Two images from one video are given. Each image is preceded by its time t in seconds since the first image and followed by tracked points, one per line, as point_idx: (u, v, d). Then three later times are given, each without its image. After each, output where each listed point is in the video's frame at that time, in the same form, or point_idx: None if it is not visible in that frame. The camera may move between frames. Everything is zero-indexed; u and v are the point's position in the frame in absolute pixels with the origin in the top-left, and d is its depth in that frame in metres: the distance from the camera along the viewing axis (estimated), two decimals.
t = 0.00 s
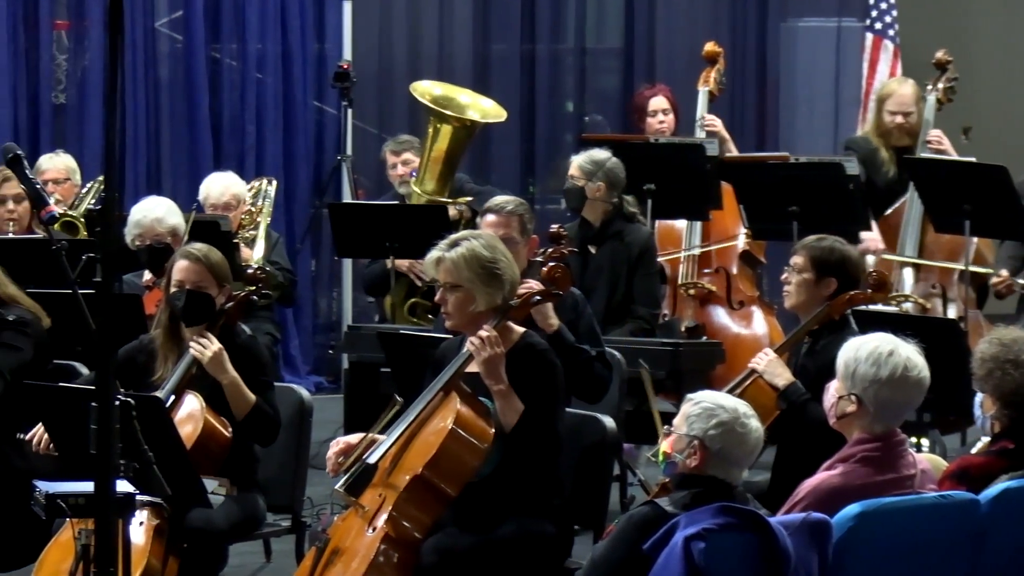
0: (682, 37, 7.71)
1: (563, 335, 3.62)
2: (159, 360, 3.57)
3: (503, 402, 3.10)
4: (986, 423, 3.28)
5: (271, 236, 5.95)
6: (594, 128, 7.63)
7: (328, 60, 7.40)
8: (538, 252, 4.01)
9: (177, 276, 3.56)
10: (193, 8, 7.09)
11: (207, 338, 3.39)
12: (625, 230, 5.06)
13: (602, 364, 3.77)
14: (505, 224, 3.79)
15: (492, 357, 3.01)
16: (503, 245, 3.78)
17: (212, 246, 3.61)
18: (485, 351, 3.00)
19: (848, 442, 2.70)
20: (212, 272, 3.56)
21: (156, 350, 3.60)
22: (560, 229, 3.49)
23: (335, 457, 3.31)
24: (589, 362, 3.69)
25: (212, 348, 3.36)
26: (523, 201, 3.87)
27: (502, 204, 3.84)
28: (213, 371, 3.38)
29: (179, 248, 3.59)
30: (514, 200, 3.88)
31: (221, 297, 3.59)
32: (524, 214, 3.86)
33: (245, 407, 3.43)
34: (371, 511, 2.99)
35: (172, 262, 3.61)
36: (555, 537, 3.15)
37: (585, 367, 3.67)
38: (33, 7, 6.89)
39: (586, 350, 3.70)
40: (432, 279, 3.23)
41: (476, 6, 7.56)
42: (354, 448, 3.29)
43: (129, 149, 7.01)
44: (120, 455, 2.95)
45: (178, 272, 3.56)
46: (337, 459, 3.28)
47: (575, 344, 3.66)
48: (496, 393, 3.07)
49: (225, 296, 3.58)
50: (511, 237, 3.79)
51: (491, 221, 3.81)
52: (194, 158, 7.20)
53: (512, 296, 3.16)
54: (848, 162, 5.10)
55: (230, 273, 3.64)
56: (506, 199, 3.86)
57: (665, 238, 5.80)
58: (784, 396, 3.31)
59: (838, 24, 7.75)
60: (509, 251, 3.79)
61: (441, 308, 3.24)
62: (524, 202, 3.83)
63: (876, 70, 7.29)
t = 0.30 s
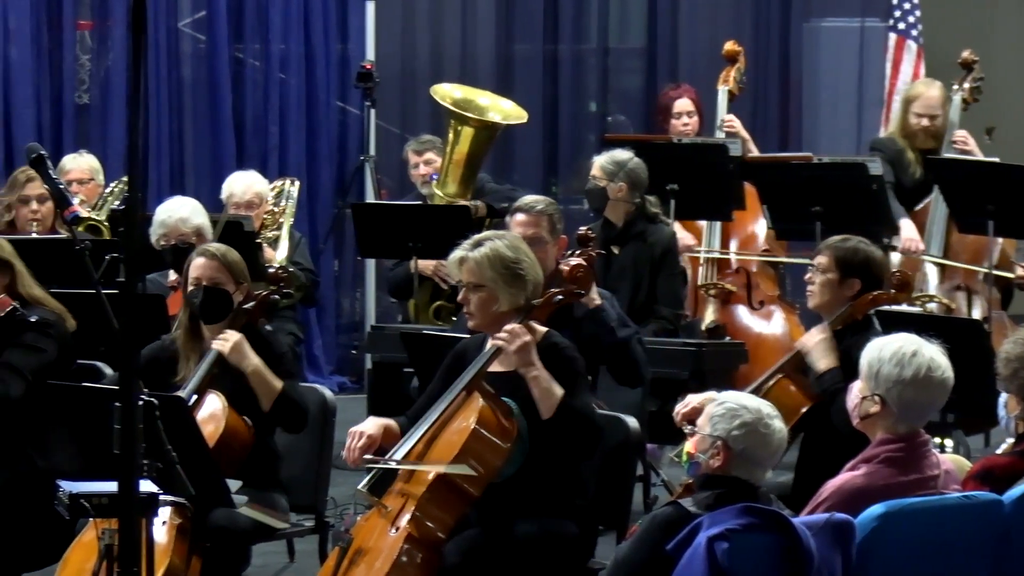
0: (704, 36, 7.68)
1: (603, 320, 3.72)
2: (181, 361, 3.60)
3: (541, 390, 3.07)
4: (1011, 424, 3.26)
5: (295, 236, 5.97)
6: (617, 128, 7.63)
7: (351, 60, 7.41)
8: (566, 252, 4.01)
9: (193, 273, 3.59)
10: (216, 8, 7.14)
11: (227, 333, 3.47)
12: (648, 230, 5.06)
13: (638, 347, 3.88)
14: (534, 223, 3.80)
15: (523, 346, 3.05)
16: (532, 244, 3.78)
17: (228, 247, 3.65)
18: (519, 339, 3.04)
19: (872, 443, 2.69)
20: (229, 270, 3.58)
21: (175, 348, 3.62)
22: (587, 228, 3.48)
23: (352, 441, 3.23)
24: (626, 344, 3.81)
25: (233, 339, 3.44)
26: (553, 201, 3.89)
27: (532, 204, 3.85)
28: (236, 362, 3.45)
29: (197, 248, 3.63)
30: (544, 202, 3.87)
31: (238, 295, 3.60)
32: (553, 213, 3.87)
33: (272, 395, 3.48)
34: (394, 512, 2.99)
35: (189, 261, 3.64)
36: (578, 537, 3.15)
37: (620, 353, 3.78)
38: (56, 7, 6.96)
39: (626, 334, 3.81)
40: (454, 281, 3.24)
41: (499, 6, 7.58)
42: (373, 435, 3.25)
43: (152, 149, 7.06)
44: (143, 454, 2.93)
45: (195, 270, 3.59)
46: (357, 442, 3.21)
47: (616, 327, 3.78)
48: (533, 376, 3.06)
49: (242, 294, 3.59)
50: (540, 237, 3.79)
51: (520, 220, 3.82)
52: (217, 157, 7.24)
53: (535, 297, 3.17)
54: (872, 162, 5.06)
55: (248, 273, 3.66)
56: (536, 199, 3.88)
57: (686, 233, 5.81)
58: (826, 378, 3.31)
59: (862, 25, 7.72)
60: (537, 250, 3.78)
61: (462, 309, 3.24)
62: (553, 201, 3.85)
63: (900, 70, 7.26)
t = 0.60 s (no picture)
0: (733, 35, 7.64)
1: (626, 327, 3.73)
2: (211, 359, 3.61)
3: (578, 384, 3.07)
4: None
5: (324, 236, 6.00)
6: (646, 128, 7.62)
7: (380, 60, 7.45)
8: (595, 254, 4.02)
9: (229, 274, 3.61)
10: (244, 8, 7.19)
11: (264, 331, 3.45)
12: (676, 231, 5.06)
13: (666, 352, 3.86)
14: (564, 227, 3.80)
15: (556, 344, 3.02)
16: (561, 247, 3.80)
17: (263, 247, 3.66)
18: (553, 337, 3.01)
19: (901, 443, 2.68)
20: (263, 272, 3.61)
21: (206, 347, 3.64)
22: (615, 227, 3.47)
23: (380, 431, 3.22)
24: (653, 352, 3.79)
25: (270, 342, 3.42)
26: (584, 204, 3.88)
27: (562, 206, 3.85)
28: (269, 365, 3.43)
29: (232, 248, 3.65)
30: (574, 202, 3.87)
31: (272, 296, 3.63)
32: (584, 217, 3.86)
33: (301, 400, 3.47)
34: (423, 512, 3.00)
35: (224, 262, 3.66)
36: (606, 537, 3.16)
37: (648, 359, 3.77)
38: (86, 8, 7.02)
39: (653, 341, 3.80)
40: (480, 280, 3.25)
41: (528, 6, 7.60)
42: (398, 424, 3.25)
43: (182, 149, 7.12)
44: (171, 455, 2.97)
45: (230, 271, 3.61)
46: (385, 433, 3.20)
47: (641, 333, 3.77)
48: (570, 372, 3.06)
49: (276, 296, 3.63)
50: (569, 240, 3.80)
51: (550, 222, 3.82)
52: (246, 157, 7.28)
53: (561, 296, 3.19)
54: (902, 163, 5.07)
55: (281, 273, 3.69)
56: (566, 201, 3.87)
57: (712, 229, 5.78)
58: (863, 366, 3.29)
59: (891, 25, 7.65)
60: (566, 253, 3.80)
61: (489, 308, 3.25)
62: (583, 204, 3.84)
63: (929, 70, 7.23)
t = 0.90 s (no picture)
0: (764, 37, 7.59)
1: (662, 325, 3.71)
2: (246, 360, 3.64)
3: (611, 381, 3.08)
4: None
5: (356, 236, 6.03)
6: (679, 128, 7.59)
7: (412, 60, 7.44)
8: (629, 255, 4.02)
9: (265, 277, 3.62)
10: (276, 8, 7.24)
11: (301, 333, 3.45)
12: (708, 231, 5.05)
13: (699, 348, 3.88)
14: (599, 232, 3.80)
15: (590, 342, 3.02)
16: (595, 251, 3.80)
17: (298, 247, 3.68)
18: (586, 337, 3.00)
19: (934, 444, 2.68)
20: (300, 274, 3.63)
21: (242, 350, 3.67)
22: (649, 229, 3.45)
23: (386, 422, 3.21)
24: (688, 350, 3.80)
25: (308, 345, 3.42)
26: (619, 207, 3.88)
27: (597, 210, 3.85)
28: (307, 367, 3.44)
29: (267, 250, 3.66)
30: (609, 205, 3.87)
31: (308, 298, 3.65)
32: (619, 221, 3.87)
33: (338, 401, 3.51)
34: (454, 512, 3.02)
35: (259, 263, 3.67)
36: (639, 538, 3.16)
37: (684, 356, 3.78)
38: (118, 9, 7.09)
39: (688, 340, 3.81)
40: (510, 282, 3.25)
41: (560, 6, 7.62)
42: (405, 414, 3.24)
43: (215, 150, 7.20)
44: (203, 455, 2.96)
45: (266, 275, 3.62)
46: (393, 424, 3.20)
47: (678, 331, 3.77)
48: (603, 371, 3.06)
49: (312, 298, 3.65)
50: (605, 245, 3.80)
51: (585, 227, 3.83)
52: (278, 157, 7.34)
53: (592, 296, 3.19)
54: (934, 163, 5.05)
55: (316, 275, 3.71)
56: (601, 205, 3.88)
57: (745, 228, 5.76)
58: (896, 365, 3.28)
59: (923, 26, 7.58)
60: (600, 258, 3.81)
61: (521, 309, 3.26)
62: (618, 208, 3.85)
63: (962, 70, 7.20)
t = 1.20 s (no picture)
0: (792, 36, 7.60)
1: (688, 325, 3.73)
2: (269, 362, 3.64)
3: (630, 388, 3.07)
4: None
5: (382, 236, 6.04)
6: (705, 128, 7.59)
7: (438, 61, 7.49)
8: (651, 253, 4.01)
9: (282, 278, 3.64)
10: (303, 9, 7.27)
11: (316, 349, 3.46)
12: (735, 231, 5.04)
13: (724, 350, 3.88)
14: (619, 229, 3.81)
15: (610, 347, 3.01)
16: (617, 250, 3.81)
17: (316, 248, 3.71)
18: (603, 343, 3.01)
19: (960, 444, 2.67)
20: (317, 274, 3.66)
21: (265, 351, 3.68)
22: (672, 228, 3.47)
23: (432, 425, 3.28)
24: (712, 350, 3.80)
25: (324, 360, 3.44)
26: (638, 205, 3.89)
27: (617, 209, 3.85)
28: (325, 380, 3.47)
29: (284, 251, 3.69)
30: (628, 203, 3.87)
31: (326, 297, 3.68)
32: (638, 217, 3.87)
33: (360, 411, 3.53)
34: (480, 512, 3.03)
35: (276, 265, 3.70)
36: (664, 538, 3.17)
37: (709, 355, 3.79)
38: (145, 9, 7.13)
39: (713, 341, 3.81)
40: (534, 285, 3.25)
41: (586, 7, 7.62)
42: (453, 421, 3.31)
43: (240, 150, 7.22)
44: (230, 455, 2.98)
45: (284, 275, 3.65)
46: (439, 428, 3.27)
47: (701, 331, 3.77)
48: (622, 376, 3.05)
49: (331, 297, 3.68)
50: (625, 243, 3.81)
51: (605, 225, 3.83)
52: (304, 158, 7.36)
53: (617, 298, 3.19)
54: (960, 163, 5.03)
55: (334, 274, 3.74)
56: (621, 203, 3.88)
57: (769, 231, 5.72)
58: (920, 368, 3.25)
59: (949, 26, 7.58)
60: (622, 255, 3.81)
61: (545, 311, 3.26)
62: (638, 206, 3.85)
63: (988, 70, 7.17)
